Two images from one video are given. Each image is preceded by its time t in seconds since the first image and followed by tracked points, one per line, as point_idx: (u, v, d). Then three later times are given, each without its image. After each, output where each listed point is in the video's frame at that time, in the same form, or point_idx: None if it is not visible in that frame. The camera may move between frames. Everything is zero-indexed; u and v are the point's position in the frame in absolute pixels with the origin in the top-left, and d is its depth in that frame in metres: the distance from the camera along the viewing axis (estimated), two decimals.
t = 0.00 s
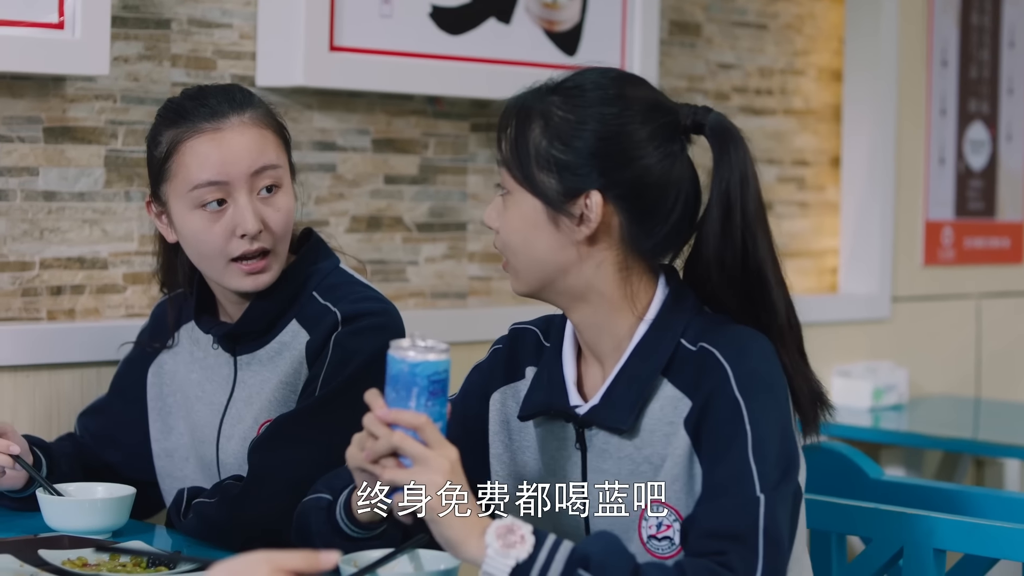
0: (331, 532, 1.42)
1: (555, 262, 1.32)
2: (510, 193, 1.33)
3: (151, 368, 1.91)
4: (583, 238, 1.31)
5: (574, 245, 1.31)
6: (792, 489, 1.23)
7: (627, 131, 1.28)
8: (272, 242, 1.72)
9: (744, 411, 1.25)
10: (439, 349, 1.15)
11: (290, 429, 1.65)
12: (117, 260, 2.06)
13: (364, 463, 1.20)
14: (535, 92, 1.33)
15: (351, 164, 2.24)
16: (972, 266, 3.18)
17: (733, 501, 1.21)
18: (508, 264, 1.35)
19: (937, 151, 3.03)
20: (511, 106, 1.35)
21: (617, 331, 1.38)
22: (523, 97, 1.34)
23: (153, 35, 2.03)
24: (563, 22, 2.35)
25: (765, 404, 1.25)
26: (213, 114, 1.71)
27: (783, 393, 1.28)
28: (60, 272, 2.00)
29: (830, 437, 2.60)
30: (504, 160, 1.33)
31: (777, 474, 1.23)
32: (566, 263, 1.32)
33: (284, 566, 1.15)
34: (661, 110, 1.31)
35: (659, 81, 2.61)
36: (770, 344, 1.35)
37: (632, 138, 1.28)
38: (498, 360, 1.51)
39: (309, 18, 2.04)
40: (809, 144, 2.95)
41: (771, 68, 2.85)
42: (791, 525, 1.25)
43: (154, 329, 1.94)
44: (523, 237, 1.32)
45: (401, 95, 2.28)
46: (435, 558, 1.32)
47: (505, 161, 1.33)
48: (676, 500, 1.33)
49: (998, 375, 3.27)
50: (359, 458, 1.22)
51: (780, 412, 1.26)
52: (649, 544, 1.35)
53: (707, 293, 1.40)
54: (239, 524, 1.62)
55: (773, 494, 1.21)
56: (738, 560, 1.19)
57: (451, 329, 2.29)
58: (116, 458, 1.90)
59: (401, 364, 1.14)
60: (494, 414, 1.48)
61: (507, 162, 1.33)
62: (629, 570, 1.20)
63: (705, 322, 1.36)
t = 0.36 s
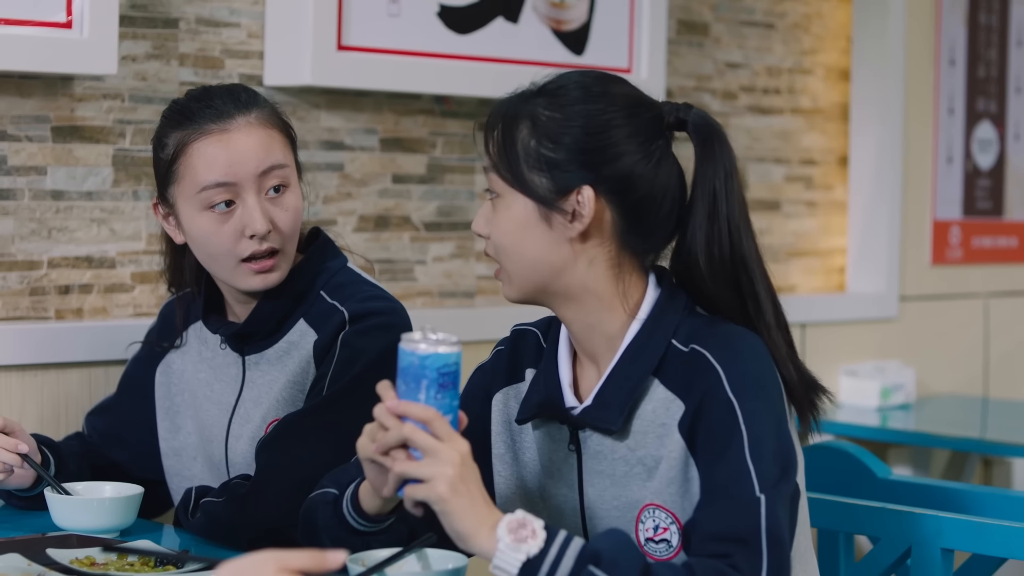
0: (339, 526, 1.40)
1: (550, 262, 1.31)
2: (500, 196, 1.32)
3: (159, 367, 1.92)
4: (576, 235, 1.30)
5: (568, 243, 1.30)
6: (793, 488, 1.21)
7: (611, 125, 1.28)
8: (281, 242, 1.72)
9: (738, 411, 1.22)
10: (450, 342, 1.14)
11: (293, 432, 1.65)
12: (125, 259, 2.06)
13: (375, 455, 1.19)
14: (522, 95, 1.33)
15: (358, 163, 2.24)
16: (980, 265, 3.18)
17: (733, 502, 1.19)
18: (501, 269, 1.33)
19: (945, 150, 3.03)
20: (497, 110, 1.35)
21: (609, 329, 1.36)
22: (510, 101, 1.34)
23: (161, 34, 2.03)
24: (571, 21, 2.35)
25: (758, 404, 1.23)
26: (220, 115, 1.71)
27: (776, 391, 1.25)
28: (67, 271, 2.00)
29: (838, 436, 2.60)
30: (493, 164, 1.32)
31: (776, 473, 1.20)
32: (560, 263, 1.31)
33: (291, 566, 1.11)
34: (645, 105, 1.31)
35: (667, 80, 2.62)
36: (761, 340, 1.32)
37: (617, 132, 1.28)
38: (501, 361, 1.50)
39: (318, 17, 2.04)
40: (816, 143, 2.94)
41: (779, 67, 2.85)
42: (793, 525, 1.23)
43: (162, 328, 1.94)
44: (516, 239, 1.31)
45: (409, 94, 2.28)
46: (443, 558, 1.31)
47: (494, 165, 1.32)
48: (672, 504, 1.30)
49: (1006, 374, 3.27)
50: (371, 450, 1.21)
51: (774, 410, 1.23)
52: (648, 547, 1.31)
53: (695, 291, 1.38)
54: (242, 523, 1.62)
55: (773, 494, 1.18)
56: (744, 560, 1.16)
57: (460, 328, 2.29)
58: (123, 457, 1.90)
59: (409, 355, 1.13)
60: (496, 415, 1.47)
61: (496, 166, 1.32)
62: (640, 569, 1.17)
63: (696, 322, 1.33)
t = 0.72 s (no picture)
0: (342, 524, 1.40)
1: (590, 260, 1.30)
2: (542, 197, 1.28)
3: (164, 366, 1.92)
4: (618, 233, 1.31)
5: (610, 239, 1.31)
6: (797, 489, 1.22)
7: (650, 121, 1.31)
8: (284, 242, 1.72)
9: (741, 413, 1.22)
10: (457, 342, 1.12)
11: (295, 432, 1.64)
12: (130, 258, 2.06)
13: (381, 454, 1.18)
14: (550, 97, 1.31)
15: (363, 163, 2.24)
16: (985, 265, 3.18)
17: (737, 504, 1.19)
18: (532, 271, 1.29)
19: (949, 150, 3.03)
20: (524, 113, 1.31)
21: (614, 329, 1.35)
22: (537, 104, 1.31)
23: (166, 34, 2.03)
24: (576, 21, 2.35)
25: (761, 406, 1.22)
26: (222, 115, 1.71)
27: (779, 393, 1.25)
28: (72, 271, 2.00)
29: (843, 436, 2.60)
30: (536, 163, 1.28)
31: (781, 475, 1.20)
32: (598, 262, 1.31)
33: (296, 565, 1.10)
34: (665, 104, 1.36)
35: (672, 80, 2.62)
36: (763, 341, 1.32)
37: (653, 129, 1.32)
38: (501, 361, 1.49)
39: (323, 17, 2.04)
40: (821, 143, 2.95)
41: (784, 67, 2.85)
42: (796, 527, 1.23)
43: (167, 328, 1.94)
44: (560, 238, 1.28)
45: (413, 94, 2.28)
46: (448, 558, 1.31)
47: (535, 165, 1.28)
48: (674, 506, 1.30)
49: (1011, 373, 3.27)
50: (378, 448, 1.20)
51: (777, 412, 1.23)
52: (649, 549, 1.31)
53: (697, 289, 1.40)
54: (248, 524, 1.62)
55: (777, 496, 1.18)
56: (750, 561, 1.16)
57: (466, 327, 2.29)
58: (128, 456, 1.90)
59: (415, 355, 1.11)
60: (496, 415, 1.46)
61: (535, 166, 1.28)
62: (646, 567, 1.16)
63: (699, 322, 1.33)
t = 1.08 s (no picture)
0: (344, 524, 1.40)
1: (608, 255, 1.29)
2: (563, 191, 1.27)
3: (165, 366, 1.92)
4: (634, 230, 1.32)
5: (627, 235, 1.31)
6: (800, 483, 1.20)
7: (663, 118, 1.33)
8: (284, 241, 1.72)
9: (745, 409, 1.22)
10: (458, 338, 1.13)
11: (298, 431, 1.64)
12: (131, 258, 2.06)
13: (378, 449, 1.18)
14: (568, 93, 1.30)
15: (364, 163, 2.24)
16: (987, 265, 3.18)
17: (739, 497, 1.18)
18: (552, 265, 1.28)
19: (951, 149, 3.03)
20: (543, 108, 1.30)
21: (617, 328, 1.35)
22: (555, 100, 1.30)
23: (167, 33, 2.03)
24: (577, 21, 2.35)
25: (766, 401, 1.22)
26: (222, 115, 1.71)
27: (784, 389, 1.24)
28: (74, 271, 2.00)
29: (845, 436, 2.60)
30: (560, 157, 1.27)
31: (784, 469, 1.20)
32: (614, 258, 1.31)
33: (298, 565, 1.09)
34: (672, 101, 1.37)
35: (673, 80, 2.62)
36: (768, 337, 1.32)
37: (665, 126, 1.34)
38: (502, 361, 1.49)
39: (324, 16, 2.04)
40: (822, 142, 2.95)
41: (785, 67, 2.85)
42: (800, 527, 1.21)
43: (169, 328, 1.94)
44: (583, 233, 1.27)
45: (415, 94, 2.28)
46: (450, 557, 1.31)
47: (557, 160, 1.27)
48: (678, 502, 1.29)
49: (1012, 373, 3.27)
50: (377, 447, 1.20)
51: (782, 409, 1.22)
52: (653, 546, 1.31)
53: (706, 289, 1.41)
54: (250, 522, 1.62)
55: (779, 488, 1.17)
56: (752, 555, 1.15)
57: (467, 327, 2.29)
58: (130, 456, 1.90)
59: (416, 349, 1.12)
60: (498, 414, 1.46)
61: (558, 160, 1.27)
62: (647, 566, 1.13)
63: (704, 320, 1.33)
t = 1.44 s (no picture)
0: (341, 517, 1.40)
1: (610, 253, 1.30)
2: (567, 186, 1.27)
3: (165, 365, 1.92)
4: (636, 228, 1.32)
5: (629, 232, 1.32)
6: (794, 466, 1.19)
7: (666, 116, 1.34)
8: (284, 239, 1.71)
9: (738, 399, 1.21)
10: (441, 313, 1.15)
11: (298, 428, 1.64)
12: (131, 257, 2.06)
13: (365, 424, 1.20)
14: (572, 89, 1.30)
15: (364, 162, 2.24)
16: (987, 264, 3.17)
17: (728, 480, 1.17)
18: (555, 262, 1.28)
19: (951, 149, 3.03)
20: (547, 104, 1.30)
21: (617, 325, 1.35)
22: (559, 94, 1.30)
23: (168, 32, 2.03)
24: (577, 20, 2.35)
25: (759, 391, 1.22)
26: (220, 114, 1.71)
27: (779, 380, 1.24)
28: (74, 269, 2.00)
29: (844, 435, 2.60)
30: (564, 154, 1.27)
31: (776, 453, 1.19)
32: (617, 255, 1.31)
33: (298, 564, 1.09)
34: (674, 99, 1.37)
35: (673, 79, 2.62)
36: (765, 333, 1.31)
37: (668, 124, 1.34)
38: (501, 360, 1.48)
39: (324, 15, 2.04)
40: (823, 141, 2.95)
41: (786, 66, 2.85)
42: (791, 516, 1.19)
43: (169, 328, 1.94)
44: (586, 229, 1.27)
45: (415, 93, 2.28)
46: (450, 557, 1.31)
47: (561, 155, 1.27)
48: (672, 491, 1.29)
49: (1013, 372, 3.27)
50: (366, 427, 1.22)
51: (778, 402, 1.22)
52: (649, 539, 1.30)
53: (703, 287, 1.41)
54: (252, 518, 1.62)
55: (768, 472, 1.17)
56: (737, 535, 1.14)
57: (467, 326, 2.29)
58: (130, 456, 1.90)
59: (401, 324, 1.14)
60: (498, 411, 1.46)
61: (561, 155, 1.27)
62: (630, 544, 1.14)
63: (701, 316, 1.33)
